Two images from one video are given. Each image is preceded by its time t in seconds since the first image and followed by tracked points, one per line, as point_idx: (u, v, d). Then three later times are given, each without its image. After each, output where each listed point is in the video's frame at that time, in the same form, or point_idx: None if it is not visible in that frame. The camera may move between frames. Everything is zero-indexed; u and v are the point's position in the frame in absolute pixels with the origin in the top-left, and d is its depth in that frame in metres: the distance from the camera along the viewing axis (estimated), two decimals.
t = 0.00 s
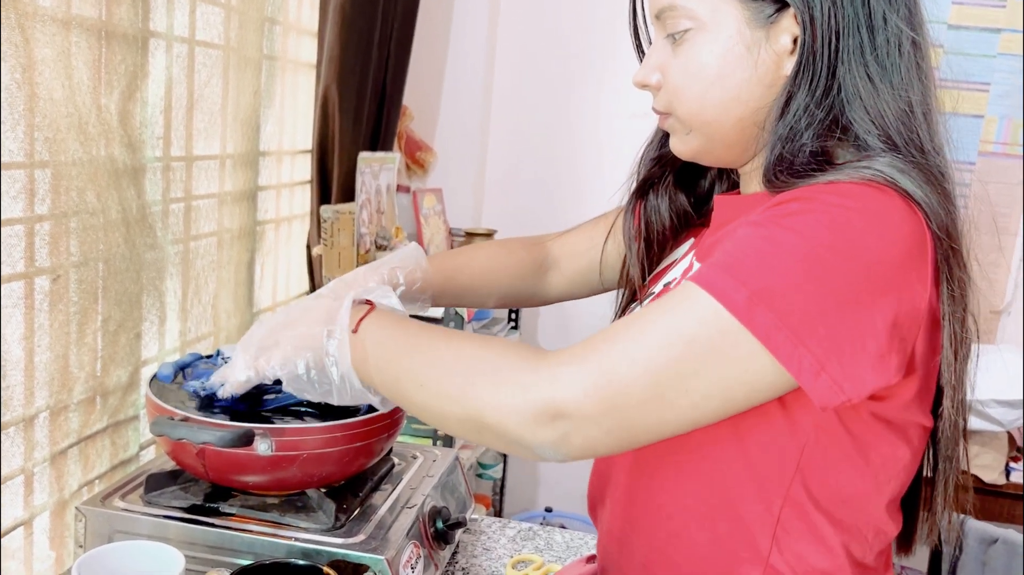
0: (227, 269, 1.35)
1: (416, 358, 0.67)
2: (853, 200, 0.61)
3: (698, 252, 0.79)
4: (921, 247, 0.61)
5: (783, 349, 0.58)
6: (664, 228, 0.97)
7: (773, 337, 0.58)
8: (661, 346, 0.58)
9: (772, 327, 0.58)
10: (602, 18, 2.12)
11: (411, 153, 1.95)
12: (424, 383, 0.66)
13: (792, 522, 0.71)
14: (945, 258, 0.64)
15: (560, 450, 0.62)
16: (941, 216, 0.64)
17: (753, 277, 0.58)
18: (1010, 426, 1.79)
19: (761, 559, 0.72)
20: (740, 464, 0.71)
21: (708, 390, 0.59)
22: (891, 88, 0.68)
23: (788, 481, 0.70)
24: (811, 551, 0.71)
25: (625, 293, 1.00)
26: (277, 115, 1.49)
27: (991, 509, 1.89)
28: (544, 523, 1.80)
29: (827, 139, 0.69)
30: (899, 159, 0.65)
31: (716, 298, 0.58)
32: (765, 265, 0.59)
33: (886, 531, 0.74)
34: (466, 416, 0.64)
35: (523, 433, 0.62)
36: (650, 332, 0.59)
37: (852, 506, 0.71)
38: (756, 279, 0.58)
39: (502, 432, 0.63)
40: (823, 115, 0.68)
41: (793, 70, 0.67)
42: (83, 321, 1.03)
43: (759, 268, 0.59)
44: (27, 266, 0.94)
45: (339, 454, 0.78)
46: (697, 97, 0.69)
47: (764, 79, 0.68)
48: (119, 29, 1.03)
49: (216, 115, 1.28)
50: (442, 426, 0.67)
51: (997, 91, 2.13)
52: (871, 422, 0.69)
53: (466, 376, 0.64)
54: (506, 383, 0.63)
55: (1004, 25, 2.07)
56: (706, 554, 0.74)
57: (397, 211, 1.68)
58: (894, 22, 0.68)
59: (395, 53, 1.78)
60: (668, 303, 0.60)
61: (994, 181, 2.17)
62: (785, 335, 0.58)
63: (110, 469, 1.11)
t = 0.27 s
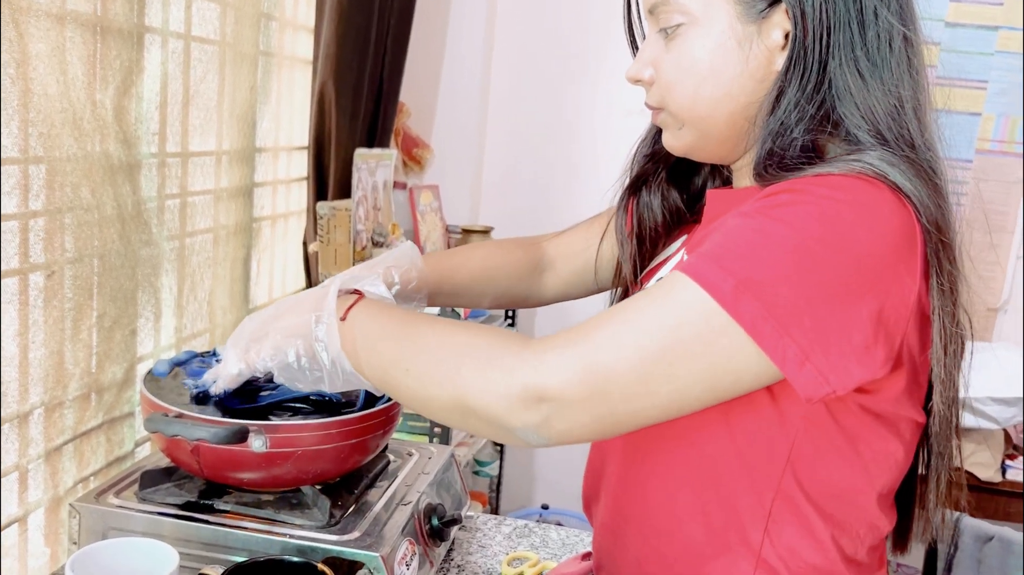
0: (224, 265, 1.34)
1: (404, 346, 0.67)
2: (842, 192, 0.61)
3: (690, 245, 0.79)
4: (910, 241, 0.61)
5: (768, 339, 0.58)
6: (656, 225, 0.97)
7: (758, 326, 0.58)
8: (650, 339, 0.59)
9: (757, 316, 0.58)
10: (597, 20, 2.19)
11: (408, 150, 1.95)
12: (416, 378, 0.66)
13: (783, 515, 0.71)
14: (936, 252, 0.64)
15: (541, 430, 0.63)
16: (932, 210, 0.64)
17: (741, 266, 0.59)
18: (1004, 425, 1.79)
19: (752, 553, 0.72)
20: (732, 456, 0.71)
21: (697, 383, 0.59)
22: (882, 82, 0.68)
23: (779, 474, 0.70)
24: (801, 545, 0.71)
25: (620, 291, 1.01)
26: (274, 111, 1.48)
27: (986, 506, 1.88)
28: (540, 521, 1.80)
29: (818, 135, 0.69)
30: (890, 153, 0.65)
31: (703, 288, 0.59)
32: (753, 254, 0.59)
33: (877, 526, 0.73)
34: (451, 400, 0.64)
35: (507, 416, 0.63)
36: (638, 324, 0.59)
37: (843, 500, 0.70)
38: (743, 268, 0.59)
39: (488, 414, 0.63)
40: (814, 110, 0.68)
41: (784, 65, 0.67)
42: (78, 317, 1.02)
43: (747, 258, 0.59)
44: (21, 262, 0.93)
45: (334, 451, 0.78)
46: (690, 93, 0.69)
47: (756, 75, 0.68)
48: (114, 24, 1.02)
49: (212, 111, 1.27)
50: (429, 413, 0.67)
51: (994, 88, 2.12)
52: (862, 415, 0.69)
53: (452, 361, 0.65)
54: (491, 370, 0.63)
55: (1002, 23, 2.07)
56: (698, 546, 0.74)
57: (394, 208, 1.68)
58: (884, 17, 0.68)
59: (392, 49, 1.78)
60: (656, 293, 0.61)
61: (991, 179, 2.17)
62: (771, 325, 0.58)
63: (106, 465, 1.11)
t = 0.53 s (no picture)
0: (214, 261, 1.34)
1: (390, 337, 0.66)
2: (823, 186, 0.61)
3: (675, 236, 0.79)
4: (889, 237, 0.61)
5: (743, 332, 0.58)
6: (643, 216, 0.96)
7: (734, 317, 0.58)
8: (635, 333, 0.58)
9: (734, 308, 0.57)
10: (594, 20, 2.21)
11: (401, 146, 1.94)
12: (405, 366, 0.65)
13: (765, 510, 0.70)
14: (921, 250, 0.64)
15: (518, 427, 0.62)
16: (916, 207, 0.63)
17: (719, 257, 0.58)
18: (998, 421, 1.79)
19: (732, 547, 0.72)
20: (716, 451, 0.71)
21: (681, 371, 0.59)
22: (873, 79, 0.67)
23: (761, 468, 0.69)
24: (782, 539, 0.70)
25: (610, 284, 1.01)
26: (265, 106, 1.48)
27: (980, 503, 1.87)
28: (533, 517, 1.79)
29: (806, 129, 0.68)
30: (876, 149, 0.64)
31: (680, 279, 0.58)
32: (731, 246, 0.58)
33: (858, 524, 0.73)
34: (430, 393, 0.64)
35: (483, 411, 0.62)
36: (620, 304, 0.59)
37: (824, 495, 0.70)
38: (721, 259, 0.58)
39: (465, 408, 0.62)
40: (803, 103, 0.67)
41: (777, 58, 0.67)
42: (65, 313, 1.02)
43: (726, 249, 0.58)
44: (7, 257, 0.92)
45: (322, 448, 0.77)
46: (680, 82, 0.68)
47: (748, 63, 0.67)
48: (102, 17, 1.02)
49: (202, 106, 1.27)
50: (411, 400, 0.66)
51: (989, 85, 2.11)
52: (846, 411, 0.68)
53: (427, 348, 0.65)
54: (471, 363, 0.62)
55: (997, 19, 2.06)
56: (679, 539, 0.74)
57: (386, 203, 1.67)
58: (878, 13, 0.67)
59: (385, 44, 1.77)
60: (637, 280, 0.60)
61: (986, 176, 2.17)
62: (746, 317, 0.58)
63: (94, 462, 1.10)
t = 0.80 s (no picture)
0: (211, 258, 1.34)
1: (366, 330, 0.67)
2: (787, 180, 0.61)
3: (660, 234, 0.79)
4: (854, 232, 0.61)
5: (701, 322, 0.58)
6: (633, 212, 0.97)
7: (692, 307, 0.58)
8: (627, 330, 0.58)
9: (692, 297, 0.58)
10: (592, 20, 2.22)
11: (398, 143, 1.94)
12: (393, 364, 0.65)
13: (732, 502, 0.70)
14: (891, 247, 0.64)
15: (480, 404, 0.64)
16: (886, 204, 0.63)
17: (680, 248, 0.59)
18: (991, 419, 1.80)
19: (701, 538, 0.72)
20: (686, 442, 0.71)
21: (665, 361, 0.60)
22: (856, 78, 0.67)
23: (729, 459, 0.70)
24: (749, 532, 0.71)
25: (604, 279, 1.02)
26: (261, 104, 1.48)
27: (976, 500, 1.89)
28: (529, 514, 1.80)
29: (787, 126, 0.68)
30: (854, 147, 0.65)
31: (642, 269, 0.59)
32: (692, 237, 0.59)
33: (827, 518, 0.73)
34: (396, 377, 0.65)
35: (445, 389, 0.64)
36: (602, 297, 0.59)
37: (792, 488, 0.70)
38: (680, 249, 0.59)
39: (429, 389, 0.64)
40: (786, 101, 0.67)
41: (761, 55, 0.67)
42: (61, 310, 1.02)
43: (687, 239, 0.59)
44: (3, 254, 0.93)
45: (317, 445, 0.78)
46: (667, 77, 0.68)
47: (733, 60, 0.67)
48: (98, 15, 1.02)
49: (199, 104, 1.27)
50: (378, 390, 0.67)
51: (984, 83, 2.12)
52: (814, 405, 0.68)
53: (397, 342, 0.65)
54: (453, 352, 0.63)
55: (992, 18, 2.08)
56: (651, 529, 0.74)
57: (383, 201, 1.67)
58: (864, 13, 0.67)
59: (381, 42, 1.77)
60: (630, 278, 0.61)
61: (982, 175, 2.17)
62: (703, 307, 0.58)
63: (91, 459, 1.10)
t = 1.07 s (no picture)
0: (209, 257, 1.34)
1: (355, 334, 0.67)
2: (770, 175, 0.61)
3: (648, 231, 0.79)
4: (836, 226, 0.62)
5: (683, 315, 0.59)
6: (622, 212, 0.97)
7: (675, 300, 0.58)
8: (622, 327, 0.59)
9: (675, 290, 0.58)
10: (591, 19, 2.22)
11: (396, 142, 1.95)
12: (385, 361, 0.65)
13: (719, 495, 0.71)
14: (875, 242, 0.64)
15: (467, 397, 0.64)
16: (868, 198, 0.64)
17: (663, 241, 0.59)
18: (989, 417, 1.78)
19: (689, 531, 0.72)
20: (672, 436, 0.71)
21: (658, 358, 0.61)
22: (838, 74, 0.68)
23: (715, 453, 0.70)
24: (735, 525, 0.71)
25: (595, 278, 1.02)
26: (259, 102, 1.48)
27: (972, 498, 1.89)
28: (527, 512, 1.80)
29: (771, 123, 0.68)
30: (835, 142, 0.65)
31: (626, 262, 0.59)
32: (676, 230, 0.59)
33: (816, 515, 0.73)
34: (381, 373, 0.66)
35: (432, 383, 0.64)
36: (590, 291, 0.60)
37: (778, 482, 0.71)
38: (663, 242, 0.59)
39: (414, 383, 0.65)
40: (769, 97, 0.67)
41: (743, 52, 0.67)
42: (60, 308, 1.02)
43: (670, 233, 0.59)
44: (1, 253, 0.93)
45: (314, 442, 0.78)
46: (651, 75, 0.69)
47: (715, 58, 0.68)
48: (96, 13, 1.02)
49: (197, 102, 1.27)
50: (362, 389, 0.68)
51: (981, 82, 2.12)
52: (800, 399, 0.68)
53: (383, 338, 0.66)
54: (443, 348, 0.63)
55: (989, 16, 2.09)
56: (640, 523, 0.75)
57: (381, 199, 1.67)
58: (846, 11, 0.68)
59: (379, 40, 1.78)
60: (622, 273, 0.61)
61: (980, 173, 2.17)
62: (687, 300, 0.58)
63: (89, 457, 1.10)
